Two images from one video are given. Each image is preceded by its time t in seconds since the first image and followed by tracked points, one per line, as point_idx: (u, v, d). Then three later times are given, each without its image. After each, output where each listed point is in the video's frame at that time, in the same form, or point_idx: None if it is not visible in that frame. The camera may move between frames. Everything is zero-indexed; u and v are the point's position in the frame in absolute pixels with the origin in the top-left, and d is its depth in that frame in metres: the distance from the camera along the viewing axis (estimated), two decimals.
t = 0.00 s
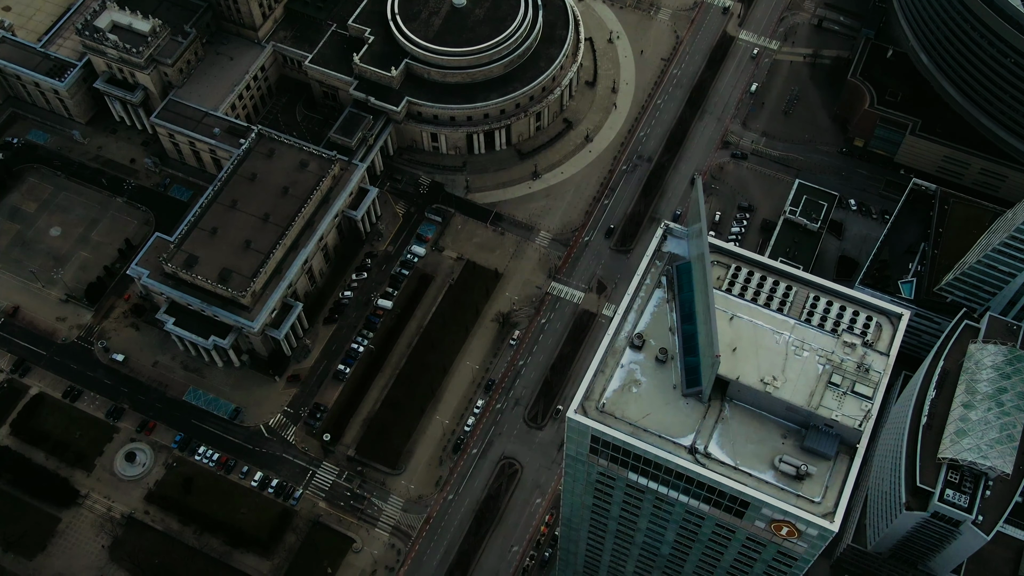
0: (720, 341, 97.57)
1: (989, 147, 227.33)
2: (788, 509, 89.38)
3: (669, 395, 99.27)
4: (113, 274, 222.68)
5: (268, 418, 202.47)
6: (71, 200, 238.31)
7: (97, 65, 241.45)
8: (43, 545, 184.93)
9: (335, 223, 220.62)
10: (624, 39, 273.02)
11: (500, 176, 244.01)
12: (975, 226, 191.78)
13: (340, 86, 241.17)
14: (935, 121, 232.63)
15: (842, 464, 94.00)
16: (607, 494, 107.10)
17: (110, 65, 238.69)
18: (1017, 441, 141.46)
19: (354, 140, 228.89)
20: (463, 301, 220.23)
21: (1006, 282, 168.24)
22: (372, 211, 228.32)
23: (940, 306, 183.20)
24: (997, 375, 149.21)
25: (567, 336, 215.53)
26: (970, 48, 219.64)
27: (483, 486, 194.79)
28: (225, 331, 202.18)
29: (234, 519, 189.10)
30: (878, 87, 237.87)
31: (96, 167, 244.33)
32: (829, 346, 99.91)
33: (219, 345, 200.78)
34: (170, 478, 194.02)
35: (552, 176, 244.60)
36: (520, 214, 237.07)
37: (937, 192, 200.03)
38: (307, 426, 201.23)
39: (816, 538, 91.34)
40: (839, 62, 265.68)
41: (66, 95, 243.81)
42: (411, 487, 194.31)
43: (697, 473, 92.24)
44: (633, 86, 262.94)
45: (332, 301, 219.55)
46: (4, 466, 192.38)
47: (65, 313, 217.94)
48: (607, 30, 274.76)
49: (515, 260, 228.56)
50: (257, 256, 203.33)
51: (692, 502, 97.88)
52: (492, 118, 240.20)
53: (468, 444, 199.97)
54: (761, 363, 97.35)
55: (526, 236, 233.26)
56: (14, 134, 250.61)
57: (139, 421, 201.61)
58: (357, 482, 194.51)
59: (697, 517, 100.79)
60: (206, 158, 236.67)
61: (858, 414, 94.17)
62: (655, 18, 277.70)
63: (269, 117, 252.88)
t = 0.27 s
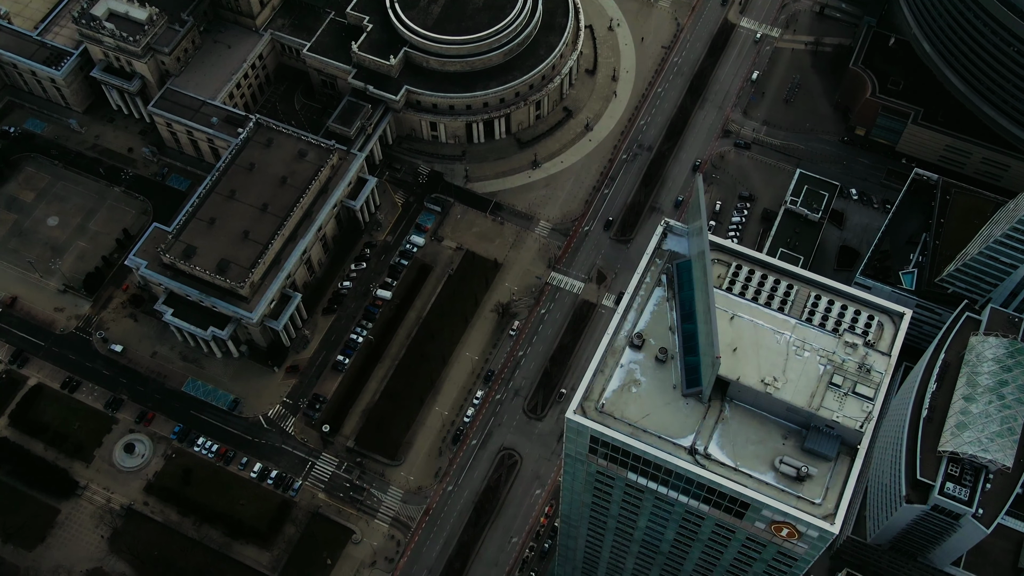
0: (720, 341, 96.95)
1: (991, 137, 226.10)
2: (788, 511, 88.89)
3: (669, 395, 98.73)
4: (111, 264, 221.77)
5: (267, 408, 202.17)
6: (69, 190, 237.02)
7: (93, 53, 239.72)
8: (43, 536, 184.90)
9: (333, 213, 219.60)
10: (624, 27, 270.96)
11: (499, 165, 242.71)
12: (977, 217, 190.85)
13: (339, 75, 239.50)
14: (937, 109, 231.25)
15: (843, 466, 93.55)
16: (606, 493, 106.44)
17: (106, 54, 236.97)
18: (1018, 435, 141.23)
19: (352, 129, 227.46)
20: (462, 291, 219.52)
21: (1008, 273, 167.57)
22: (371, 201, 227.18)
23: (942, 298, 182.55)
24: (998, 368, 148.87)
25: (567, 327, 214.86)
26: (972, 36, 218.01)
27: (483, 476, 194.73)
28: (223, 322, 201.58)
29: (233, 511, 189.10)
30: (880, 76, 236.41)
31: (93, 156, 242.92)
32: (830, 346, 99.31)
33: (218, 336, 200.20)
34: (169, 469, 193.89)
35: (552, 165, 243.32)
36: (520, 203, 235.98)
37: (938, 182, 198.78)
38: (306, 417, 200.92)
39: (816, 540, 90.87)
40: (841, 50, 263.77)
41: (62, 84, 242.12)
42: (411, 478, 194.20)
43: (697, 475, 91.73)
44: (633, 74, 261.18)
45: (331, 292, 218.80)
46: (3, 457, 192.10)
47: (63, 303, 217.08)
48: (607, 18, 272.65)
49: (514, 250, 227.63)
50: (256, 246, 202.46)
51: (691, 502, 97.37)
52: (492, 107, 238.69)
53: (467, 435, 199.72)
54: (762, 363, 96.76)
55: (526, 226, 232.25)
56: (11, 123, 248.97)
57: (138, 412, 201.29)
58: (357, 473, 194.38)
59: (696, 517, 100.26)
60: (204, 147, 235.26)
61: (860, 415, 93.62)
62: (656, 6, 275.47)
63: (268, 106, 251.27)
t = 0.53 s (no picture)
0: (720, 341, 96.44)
1: (993, 126, 224.80)
2: (789, 512, 88.43)
3: (668, 395, 98.23)
4: (109, 254, 220.84)
5: (266, 399, 201.79)
6: (66, 179, 235.68)
7: (90, 42, 238.02)
8: (42, 527, 184.82)
9: (332, 203, 218.52)
10: (624, 14, 268.85)
11: (499, 154, 241.35)
12: (979, 207, 189.85)
13: (337, 63, 237.81)
14: (939, 98, 229.88)
15: (844, 467, 93.08)
16: (605, 492, 105.84)
17: (103, 42, 235.26)
18: (1018, 428, 141.57)
19: (351, 118, 225.94)
20: (461, 281, 218.78)
21: (1010, 265, 166.88)
22: (370, 190, 225.98)
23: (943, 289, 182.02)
24: (999, 360, 148.48)
25: (566, 317, 214.15)
26: (975, 24, 216.21)
27: (482, 467, 194.59)
28: (222, 313, 200.96)
29: (233, 502, 189.05)
30: (882, 64, 234.87)
31: (90, 145, 241.48)
32: (831, 346, 98.72)
33: (216, 327, 199.60)
34: (169, 460, 193.74)
35: (551, 154, 242.00)
36: (519, 192, 234.84)
37: (940, 172, 197.47)
38: (305, 408, 200.59)
39: (817, 541, 90.43)
40: (843, 37, 261.82)
41: (59, 72, 240.43)
42: (410, 469, 194.07)
43: (697, 476, 91.24)
44: (634, 62, 259.37)
45: (330, 282, 218.05)
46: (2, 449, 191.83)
47: (61, 294, 216.22)
48: (607, 5, 270.48)
49: (514, 240, 226.67)
50: (254, 237, 201.55)
51: (691, 503, 96.89)
52: (491, 96, 237.13)
53: (467, 426, 199.47)
54: (762, 363, 96.21)
55: (525, 215, 231.24)
56: (7, 112, 247.30)
57: (137, 403, 200.95)
58: (356, 463, 194.22)
59: (696, 517, 99.75)
60: (202, 136, 233.81)
61: (861, 416, 93.08)
62: None
63: (265, 95, 249.59)
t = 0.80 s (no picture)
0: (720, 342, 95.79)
1: (995, 114, 223.36)
2: (789, 515, 88.11)
3: (668, 396, 97.64)
4: (107, 244, 219.89)
5: (265, 389, 201.40)
6: (63, 168, 234.23)
7: (86, 29, 236.18)
8: (41, 518, 184.76)
9: (330, 192, 217.38)
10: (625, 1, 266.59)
11: (498, 142, 239.92)
12: (981, 197, 188.73)
13: (335, 51, 236.00)
14: (941, 86, 228.30)
15: (845, 469, 92.68)
16: (605, 491, 105.26)
17: (99, 29, 233.45)
18: (1019, 421, 141.50)
19: (349, 106, 224.30)
20: (460, 271, 217.95)
21: (1011, 255, 166.23)
22: (369, 179, 224.72)
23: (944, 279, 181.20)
24: (1000, 352, 149.18)
25: (567, 307, 213.45)
26: (977, 12, 214.24)
27: (481, 458, 194.35)
28: (220, 303, 200.21)
29: (232, 492, 188.95)
30: (884, 51, 233.16)
31: (87, 133, 239.97)
32: (832, 346, 98.05)
33: (215, 318, 198.94)
34: (168, 451, 193.56)
35: (551, 142, 240.62)
36: (519, 181, 233.60)
37: (942, 161, 196.17)
38: (304, 398, 200.22)
39: (817, 543, 90.14)
40: (845, 24, 259.70)
41: (55, 60, 238.59)
42: (409, 460, 193.88)
43: (697, 478, 90.85)
44: (634, 49, 257.44)
45: (329, 271, 217.23)
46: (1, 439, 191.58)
47: (59, 283, 215.33)
48: None
49: (513, 229, 225.61)
50: (252, 227, 200.56)
51: (691, 504, 96.53)
52: (491, 83, 235.48)
53: (466, 416, 199.17)
54: (763, 364, 95.60)
55: (525, 204, 230.15)
56: (4, 100, 245.64)
57: (135, 393, 200.59)
58: (355, 454, 194.04)
59: (695, 518, 99.30)
60: (199, 124, 232.21)
61: (862, 418, 92.59)
62: None
63: (263, 82, 247.81)
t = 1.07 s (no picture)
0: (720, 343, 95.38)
1: (997, 103, 221.87)
2: (789, 517, 87.84)
3: (668, 396, 97.14)
4: (105, 234, 219.01)
5: (264, 380, 201.03)
6: (60, 157, 232.98)
7: (83, 18, 234.46)
8: (41, 509, 184.76)
9: (329, 182, 216.35)
10: None
11: (498, 131, 238.58)
12: (982, 187, 187.76)
13: (334, 39, 234.39)
14: (943, 75, 226.61)
15: (846, 470, 92.44)
16: (604, 491, 104.81)
17: (96, 18, 231.76)
18: (1020, 414, 141.09)
19: (348, 96, 222.89)
20: (460, 261, 217.25)
21: (1013, 247, 165.72)
22: (367, 169, 223.64)
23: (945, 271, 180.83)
24: (1001, 345, 148.96)
25: (566, 298, 212.80)
26: None
27: (481, 450, 194.16)
28: (219, 294, 199.52)
29: (232, 484, 188.88)
30: (886, 40, 231.37)
31: (85, 123, 238.62)
32: (833, 347, 97.66)
33: (213, 309, 198.31)
34: (167, 442, 193.39)
35: (551, 131, 239.32)
36: (518, 171, 232.47)
37: (944, 151, 195.10)
38: (303, 389, 199.95)
39: (817, 545, 89.94)
40: (846, 12, 257.83)
41: (51, 49, 236.95)
42: (408, 451, 193.72)
43: (696, 480, 90.53)
44: (634, 37, 255.66)
45: (328, 262, 216.49)
46: None
47: (57, 274, 214.59)
48: None
49: (512, 219, 224.71)
50: (250, 217, 199.64)
51: (690, 505, 96.19)
52: (490, 72, 233.97)
53: (466, 407, 198.97)
54: (763, 366, 95.22)
55: (525, 194, 229.16)
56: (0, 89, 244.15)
57: (134, 384, 200.26)
58: (355, 445, 193.93)
59: (695, 518, 98.91)
60: (197, 114, 230.82)
61: (863, 420, 92.30)
62: None
63: (261, 71, 246.19)
